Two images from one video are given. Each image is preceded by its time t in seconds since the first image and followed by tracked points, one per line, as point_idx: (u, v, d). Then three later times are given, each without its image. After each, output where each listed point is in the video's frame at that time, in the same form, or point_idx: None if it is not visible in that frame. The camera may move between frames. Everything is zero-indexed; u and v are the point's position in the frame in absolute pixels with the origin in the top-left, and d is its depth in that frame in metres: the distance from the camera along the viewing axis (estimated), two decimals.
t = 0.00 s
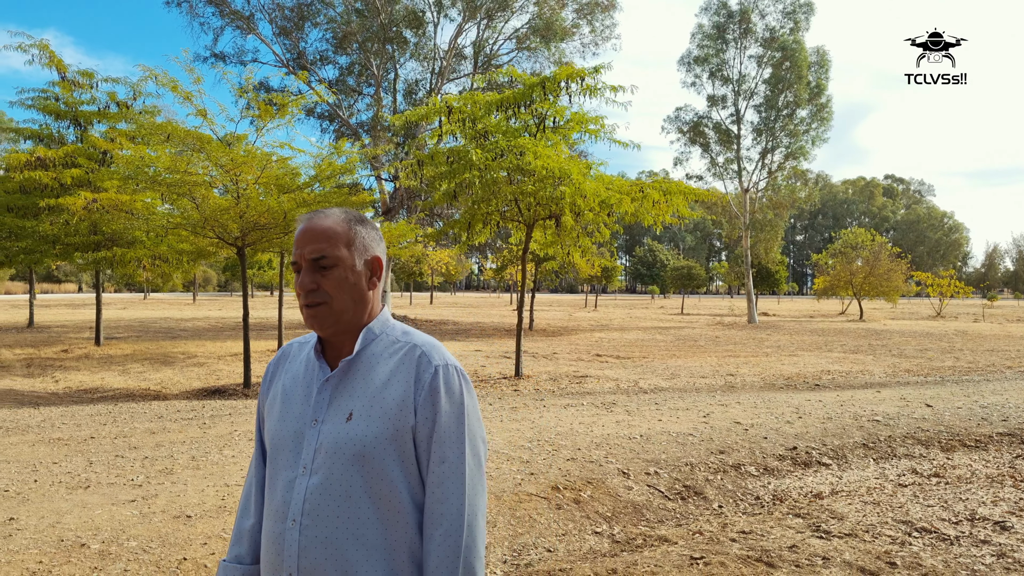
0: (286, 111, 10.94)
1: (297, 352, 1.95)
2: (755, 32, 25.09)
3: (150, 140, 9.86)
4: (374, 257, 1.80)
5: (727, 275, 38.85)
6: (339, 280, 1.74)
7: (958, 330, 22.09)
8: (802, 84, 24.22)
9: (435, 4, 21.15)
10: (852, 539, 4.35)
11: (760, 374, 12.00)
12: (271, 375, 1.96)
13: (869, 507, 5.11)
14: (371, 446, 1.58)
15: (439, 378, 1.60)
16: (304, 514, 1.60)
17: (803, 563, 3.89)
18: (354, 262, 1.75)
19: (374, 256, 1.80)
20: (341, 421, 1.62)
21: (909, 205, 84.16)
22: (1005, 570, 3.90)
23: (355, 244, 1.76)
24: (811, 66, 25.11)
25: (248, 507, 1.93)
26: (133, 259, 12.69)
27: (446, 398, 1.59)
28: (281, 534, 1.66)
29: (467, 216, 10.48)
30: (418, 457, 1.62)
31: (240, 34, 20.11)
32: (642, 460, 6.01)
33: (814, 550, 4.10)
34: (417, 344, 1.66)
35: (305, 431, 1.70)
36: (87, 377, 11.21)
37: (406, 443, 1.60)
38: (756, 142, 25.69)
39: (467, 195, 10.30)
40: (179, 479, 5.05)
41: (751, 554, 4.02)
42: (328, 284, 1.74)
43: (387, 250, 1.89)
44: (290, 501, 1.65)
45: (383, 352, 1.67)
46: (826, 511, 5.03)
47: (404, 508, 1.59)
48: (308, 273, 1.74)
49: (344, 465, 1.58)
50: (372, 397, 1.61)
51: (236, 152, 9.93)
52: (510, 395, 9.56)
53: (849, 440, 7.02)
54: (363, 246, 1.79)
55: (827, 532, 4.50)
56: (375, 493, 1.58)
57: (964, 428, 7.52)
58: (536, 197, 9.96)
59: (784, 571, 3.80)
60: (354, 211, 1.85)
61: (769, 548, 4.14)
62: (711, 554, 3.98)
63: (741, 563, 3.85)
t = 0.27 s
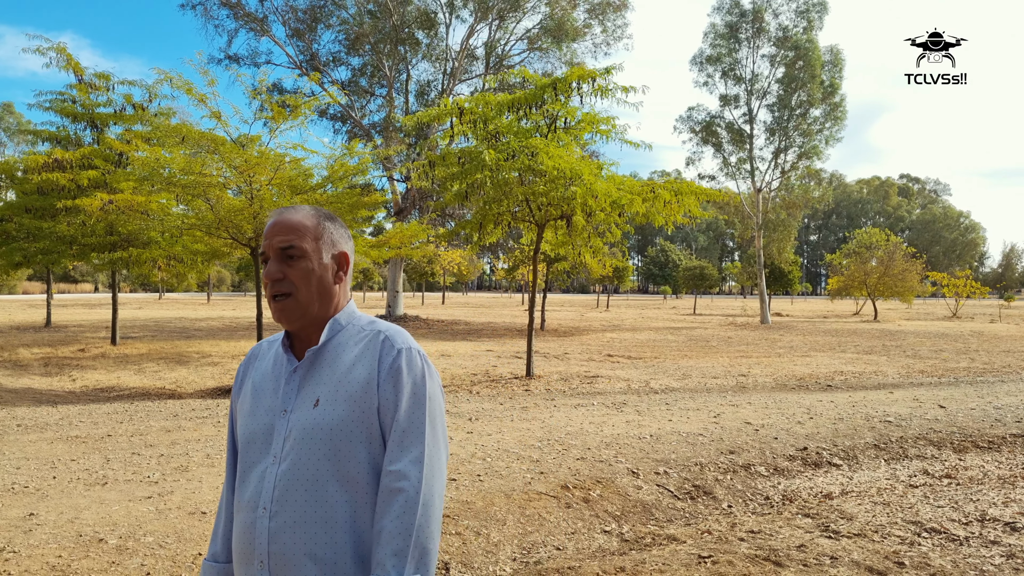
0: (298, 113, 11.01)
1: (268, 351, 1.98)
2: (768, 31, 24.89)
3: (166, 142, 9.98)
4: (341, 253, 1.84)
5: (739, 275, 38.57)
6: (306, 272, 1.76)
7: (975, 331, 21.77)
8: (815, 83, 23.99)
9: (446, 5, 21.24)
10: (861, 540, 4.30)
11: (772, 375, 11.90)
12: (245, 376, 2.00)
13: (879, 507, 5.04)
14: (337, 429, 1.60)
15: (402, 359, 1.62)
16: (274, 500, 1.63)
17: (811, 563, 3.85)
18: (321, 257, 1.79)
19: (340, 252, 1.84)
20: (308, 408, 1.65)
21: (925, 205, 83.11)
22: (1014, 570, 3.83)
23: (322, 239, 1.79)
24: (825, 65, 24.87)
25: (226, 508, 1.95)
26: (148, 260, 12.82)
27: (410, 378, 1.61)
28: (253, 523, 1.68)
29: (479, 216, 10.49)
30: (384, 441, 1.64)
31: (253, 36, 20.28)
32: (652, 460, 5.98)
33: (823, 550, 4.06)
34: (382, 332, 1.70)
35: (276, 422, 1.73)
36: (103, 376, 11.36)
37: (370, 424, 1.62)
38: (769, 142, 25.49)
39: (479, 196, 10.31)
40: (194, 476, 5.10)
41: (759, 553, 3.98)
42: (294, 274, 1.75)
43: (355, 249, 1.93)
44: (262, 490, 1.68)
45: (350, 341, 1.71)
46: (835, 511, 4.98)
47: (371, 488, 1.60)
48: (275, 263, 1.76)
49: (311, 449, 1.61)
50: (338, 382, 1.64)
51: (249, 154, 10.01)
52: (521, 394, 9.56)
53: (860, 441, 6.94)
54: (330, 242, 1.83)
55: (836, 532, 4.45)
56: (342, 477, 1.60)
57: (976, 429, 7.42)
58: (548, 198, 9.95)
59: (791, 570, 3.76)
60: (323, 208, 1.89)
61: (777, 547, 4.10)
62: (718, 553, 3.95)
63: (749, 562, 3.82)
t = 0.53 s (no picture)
0: (315, 115, 11.12)
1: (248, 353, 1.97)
2: (786, 30, 24.60)
3: (186, 145, 10.05)
4: (323, 258, 1.85)
5: (757, 275, 38.16)
6: (289, 274, 1.77)
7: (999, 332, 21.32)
8: (834, 82, 23.65)
9: (462, 7, 21.33)
10: (873, 540, 4.24)
11: (789, 376, 11.76)
12: (225, 378, 1.99)
13: (892, 508, 4.96)
14: (321, 427, 1.62)
15: (384, 357, 1.64)
16: (261, 498, 1.65)
17: (823, 563, 3.80)
18: (304, 261, 1.79)
19: (323, 258, 1.85)
20: (294, 406, 1.66)
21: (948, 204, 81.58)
22: None
23: (307, 243, 1.80)
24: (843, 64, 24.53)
25: (212, 510, 1.96)
26: (169, 261, 13.02)
27: (392, 375, 1.62)
28: (239, 522, 1.69)
29: (494, 217, 10.50)
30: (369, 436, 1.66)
31: (272, 39, 20.53)
32: (665, 461, 5.94)
33: (834, 550, 4.02)
34: (362, 330, 1.71)
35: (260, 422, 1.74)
36: (126, 376, 11.58)
37: (357, 421, 1.63)
38: (786, 142, 25.21)
39: (494, 197, 10.34)
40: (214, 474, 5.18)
41: (770, 553, 3.95)
42: (278, 275, 1.76)
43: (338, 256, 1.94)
44: (248, 489, 1.68)
45: (331, 341, 1.72)
46: (849, 512, 4.91)
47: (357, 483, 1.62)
48: (260, 264, 1.76)
49: (297, 447, 1.62)
50: (321, 381, 1.66)
51: (268, 156, 10.14)
52: (536, 395, 9.55)
53: (876, 442, 6.83)
54: (314, 247, 1.84)
55: (848, 532, 4.39)
56: (327, 473, 1.61)
57: (994, 431, 7.26)
58: (563, 198, 9.95)
59: (803, 570, 3.72)
60: (308, 215, 1.90)
61: (789, 547, 4.06)
62: (731, 552, 3.92)
63: (760, 562, 3.78)
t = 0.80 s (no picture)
0: (333, 117, 11.22)
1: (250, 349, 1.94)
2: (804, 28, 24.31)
3: (206, 147, 10.18)
4: (327, 262, 1.85)
5: (775, 276, 37.74)
6: (295, 275, 1.75)
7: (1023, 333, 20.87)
8: (853, 81, 23.32)
9: (479, 8, 21.39)
10: (886, 540, 4.18)
11: (806, 376, 11.62)
12: (226, 372, 1.96)
13: (908, 510, 4.88)
14: (322, 431, 1.58)
15: (388, 362, 1.59)
16: (261, 498, 1.62)
17: (835, 563, 3.76)
18: (309, 263, 1.78)
19: (327, 261, 1.85)
20: (295, 408, 1.63)
21: (971, 203, 80.03)
22: None
23: (312, 245, 1.80)
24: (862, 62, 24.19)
25: (212, 501, 1.95)
26: (189, 261, 13.21)
27: (395, 380, 1.57)
28: (240, 520, 1.67)
29: (510, 218, 10.51)
30: (372, 441, 1.61)
31: (290, 41, 20.76)
32: (679, 461, 5.90)
33: (847, 550, 3.97)
34: (365, 333, 1.66)
35: (261, 422, 1.71)
36: (146, 374, 11.76)
37: (358, 426, 1.59)
38: (804, 141, 24.92)
39: (510, 198, 10.34)
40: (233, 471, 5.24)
41: (783, 552, 3.91)
42: (283, 275, 1.74)
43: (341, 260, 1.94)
44: (248, 488, 1.66)
45: (334, 342, 1.68)
46: (863, 512, 4.84)
47: (358, 488, 1.58)
48: (265, 262, 1.74)
49: (298, 449, 1.59)
50: (323, 383, 1.62)
51: (286, 157, 10.25)
52: (551, 395, 9.55)
53: (892, 443, 6.72)
54: (319, 250, 1.84)
55: (862, 533, 4.33)
56: (328, 476, 1.58)
57: (1016, 433, 7.11)
58: (579, 199, 9.93)
59: (815, 569, 3.68)
60: (314, 218, 1.90)
61: (801, 547, 4.02)
62: (743, 551, 3.89)
63: (772, 561, 3.75)
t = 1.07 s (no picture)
0: (349, 119, 11.29)
1: (257, 347, 1.90)
2: (823, 27, 23.99)
3: (225, 149, 10.33)
4: (338, 266, 1.79)
5: (793, 276, 37.31)
6: (305, 278, 1.69)
7: None
8: (872, 79, 22.97)
9: (494, 9, 21.45)
10: (900, 541, 4.11)
11: (824, 377, 11.47)
12: (232, 367, 1.92)
13: (923, 511, 4.80)
14: (325, 442, 1.53)
15: (396, 376, 1.53)
16: (261, 505, 1.58)
17: (848, 563, 3.71)
18: (320, 266, 1.72)
19: (338, 265, 1.78)
20: (299, 415, 1.58)
21: (995, 201, 78.48)
22: None
23: (324, 248, 1.74)
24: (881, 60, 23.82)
25: (209, 494, 1.93)
26: (208, 262, 13.39)
27: (403, 395, 1.51)
28: (240, 524, 1.63)
29: (525, 218, 10.50)
30: (377, 455, 1.56)
31: (307, 44, 20.96)
32: (693, 461, 5.86)
33: (861, 551, 3.92)
34: (375, 342, 1.60)
35: (263, 426, 1.66)
36: (167, 374, 11.95)
37: (363, 438, 1.53)
38: (822, 140, 24.59)
39: (525, 199, 10.34)
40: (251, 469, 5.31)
41: (796, 552, 3.86)
42: (294, 276, 1.68)
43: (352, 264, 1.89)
44: (248, 493, 1.62)
45: (342, 349, 1.62)
46: (878, 513, 4.76)
47: (360, 502, 1.53)
48: (275, 263, 1.68)
49: (300, 458, 1.54)
50: (330, 392, 1.57)
51: (303, 159, 10.35)
52: (566, 395, 9.53)
53: (909, 445, 6.61)
54: (330, 253, 1.78)
55: (876, 533, 4.26)
56: (329, 488, 1.53)
57: None
58: (594, 199, 9.88)
59: (829, 569, 3.64)
60: (326, 220, 1.84)
61: (815, 547, 3.97)
62: (755, 551, 3.85)
63: (785, 561, 3.71)
